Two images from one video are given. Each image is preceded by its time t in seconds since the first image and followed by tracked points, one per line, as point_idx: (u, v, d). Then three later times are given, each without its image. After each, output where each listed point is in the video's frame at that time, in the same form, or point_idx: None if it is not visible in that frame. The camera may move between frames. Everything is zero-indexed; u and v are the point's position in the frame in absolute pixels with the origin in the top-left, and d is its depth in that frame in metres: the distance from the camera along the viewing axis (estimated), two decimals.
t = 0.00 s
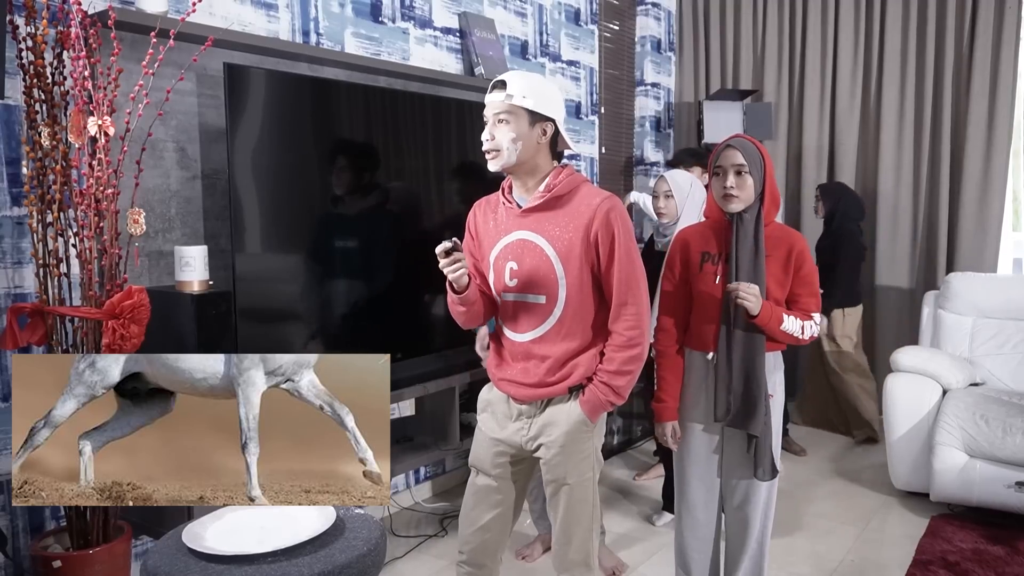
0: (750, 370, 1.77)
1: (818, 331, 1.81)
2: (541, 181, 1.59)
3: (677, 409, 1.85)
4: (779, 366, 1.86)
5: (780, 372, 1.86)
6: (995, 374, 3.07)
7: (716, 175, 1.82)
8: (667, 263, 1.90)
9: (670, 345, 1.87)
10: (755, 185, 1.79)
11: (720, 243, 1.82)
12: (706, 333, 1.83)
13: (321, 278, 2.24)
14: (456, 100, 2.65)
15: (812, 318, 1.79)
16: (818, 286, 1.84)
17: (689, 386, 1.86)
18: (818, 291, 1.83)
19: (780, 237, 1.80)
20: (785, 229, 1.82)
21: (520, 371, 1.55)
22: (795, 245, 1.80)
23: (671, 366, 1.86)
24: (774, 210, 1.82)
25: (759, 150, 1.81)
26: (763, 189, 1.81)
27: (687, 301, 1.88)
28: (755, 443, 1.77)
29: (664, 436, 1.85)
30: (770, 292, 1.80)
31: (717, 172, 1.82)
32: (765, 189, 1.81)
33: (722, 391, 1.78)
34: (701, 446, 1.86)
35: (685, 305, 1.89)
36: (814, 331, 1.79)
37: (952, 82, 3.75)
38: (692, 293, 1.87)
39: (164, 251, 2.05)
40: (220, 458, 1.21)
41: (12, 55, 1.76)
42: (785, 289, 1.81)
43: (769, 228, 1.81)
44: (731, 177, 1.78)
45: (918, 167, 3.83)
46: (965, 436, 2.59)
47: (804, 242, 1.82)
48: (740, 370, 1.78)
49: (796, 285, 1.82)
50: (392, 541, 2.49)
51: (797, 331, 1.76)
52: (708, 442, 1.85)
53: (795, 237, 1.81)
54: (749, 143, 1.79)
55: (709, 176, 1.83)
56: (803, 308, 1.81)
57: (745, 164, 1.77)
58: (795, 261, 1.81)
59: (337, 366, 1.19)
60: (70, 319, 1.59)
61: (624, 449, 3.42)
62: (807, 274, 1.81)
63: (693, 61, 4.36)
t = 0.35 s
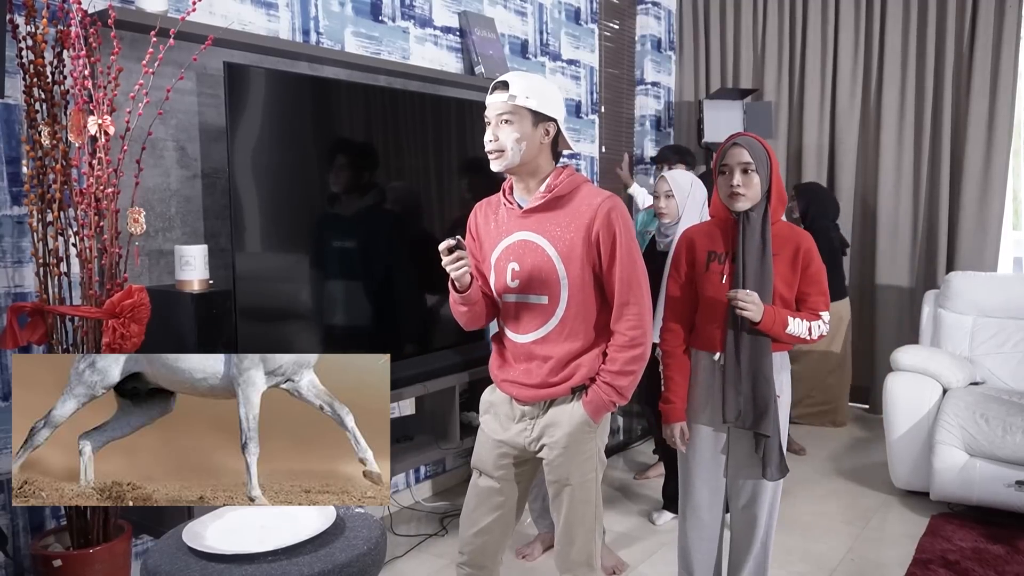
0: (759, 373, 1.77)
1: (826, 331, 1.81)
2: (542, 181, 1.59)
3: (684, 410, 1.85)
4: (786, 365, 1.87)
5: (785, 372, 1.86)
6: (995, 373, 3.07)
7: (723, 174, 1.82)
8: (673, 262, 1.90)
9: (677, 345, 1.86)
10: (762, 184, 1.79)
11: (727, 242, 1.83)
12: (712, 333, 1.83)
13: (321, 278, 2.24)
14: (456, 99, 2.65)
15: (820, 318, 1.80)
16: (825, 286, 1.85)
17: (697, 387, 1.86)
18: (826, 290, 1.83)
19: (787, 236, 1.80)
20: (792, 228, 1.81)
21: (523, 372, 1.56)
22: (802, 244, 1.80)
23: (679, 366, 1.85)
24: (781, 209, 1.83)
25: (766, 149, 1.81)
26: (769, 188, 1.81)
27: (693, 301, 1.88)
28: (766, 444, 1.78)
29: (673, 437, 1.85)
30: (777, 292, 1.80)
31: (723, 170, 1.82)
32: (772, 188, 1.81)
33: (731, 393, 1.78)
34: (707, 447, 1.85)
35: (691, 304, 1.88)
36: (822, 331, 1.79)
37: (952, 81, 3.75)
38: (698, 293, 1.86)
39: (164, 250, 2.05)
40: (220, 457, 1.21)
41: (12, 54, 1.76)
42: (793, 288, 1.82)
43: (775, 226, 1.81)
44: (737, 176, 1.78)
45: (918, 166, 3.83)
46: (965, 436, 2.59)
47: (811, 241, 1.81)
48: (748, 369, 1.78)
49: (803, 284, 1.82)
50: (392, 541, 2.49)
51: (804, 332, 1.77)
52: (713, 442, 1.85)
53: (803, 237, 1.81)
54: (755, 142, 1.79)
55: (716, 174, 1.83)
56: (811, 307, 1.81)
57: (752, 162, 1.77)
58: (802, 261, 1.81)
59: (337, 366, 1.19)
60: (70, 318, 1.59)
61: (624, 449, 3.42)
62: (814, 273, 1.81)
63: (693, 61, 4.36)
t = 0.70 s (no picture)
0: (766, 371, 1.77)
1: (834, 331, 1.80)
2: (545, 181, 1.58)
3: (690, 410, 1.85)
4: (793, 364, 1.86)
5: (792, 371, 1.85)
6: (998, 371, 3.06)
7: (731, 171, 1.82)
8: (679, 261, 1.90)
9: (683, 344, 1.87)
10: (770, 181, 1.78)
11: (734, 240, 1.83)
12: (718, 332, 1.83)
13: (324, 277, 2.24)
14: (458, 98, 2.65)
15: (829, 318, 1.79)
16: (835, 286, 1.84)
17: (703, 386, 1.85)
18: (835, 290, 1.82)
19: (795, 235, 1.79)
20: (800, 227, 1.81)
21: (527, 371, 1.56)
22: (810, 243, 1.79)
23: (684, 364, 1.86)
24: (790, 207, 1.82)
25: (775, 148, 1.80)
26: (777, 186, 1.80)
27: (700, 300, 1.88)
28: (770, 444, 1.77)
29: (678, 436, 1.85)
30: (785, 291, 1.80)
31: (731, 168, 1.82)
32: (780, 187, 1.80)
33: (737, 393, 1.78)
34: (712, 446, 1.85)
35: (697, 304, 1.88)
36: (830, 331, 1.78)
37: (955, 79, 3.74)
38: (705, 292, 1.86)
39: (166, 248, 2.05)
40: (220, 457, 1.21)
41: (14, 53, 1.76)
42: (801, 288, 1.81)
43: (784, 225, 1.81)
44: (745, 174, 1.78)
45: (921, 164, 3.82)
46: (967, 434, 2.58)
47: (820, 240, 1.81)
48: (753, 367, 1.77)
49: (811, 284, 1.82)
50: (394, 539, 2.49)
51: (811, 332, 1.76)
52: (717, 441, 1.85)
53: (811, 236, 1.81)
54: (764, 139, 1.79)
55: (724, 173, 1.83)
56: (819, 307, 1.80)
57: (760, 160, 1.77)
58: (810, 261, 1.80)
59: (337, 366, 1.19)
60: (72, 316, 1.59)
61: (625, 447, 3.42)
62: (822, 272, 1.80)
63: (695, 59, 4.36)
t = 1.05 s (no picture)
0: (773, 374, 1.76)
1: (842, 333, 1.79)
2: (550, 181, 1.59)
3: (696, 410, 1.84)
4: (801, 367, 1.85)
5: (799, 373, 1.85)
6: (1005, 372, 3.04)
7: (740, 171, 1.81)
8: (687, 262, 1.90)
9: (690, 343, 1.86)
10: (780, 182, 1.77)
11: (743, 241, 1.82)
12: (727, 332, 1.82)
13: (330, 277, 2.25)
14: (463, 98, 2.65)
15: (837, 320, 1.78)
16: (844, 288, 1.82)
17: (710, 386, 1.85)
18: (844, 292, 1.81)
19: (804, 237, 1.79)
20: (810, 228, 1.80)
21: (531, 371, 1.56)
22: (819, 245, 1.79)
23: (692, 364, 1.85)
24: (799, 208, 1.81)
25: (785, 148, 1.80)
26: (787, 187, 1.80)
27: (706, 300, 1.87)
28: (776, 445, 1.77)
29: (685, 436, 1.84)
30: (792, 292, 1.79)
31: (740, 168, 1.81)
32: (790, 187, 1.80)
33: (743, 394, 1.76)
34: (717, 446, 1.85)
35: (705, 305, 1.87)
36: (837, 333, 1.77)
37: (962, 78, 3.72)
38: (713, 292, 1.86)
39: (172, 248, 2.05)
40: (220, 457, 1.22)
41: (21, 53, 1.77)
42: (809, 289, 1.80)
43: (793, 227, 1.80)
44: (754, 174, 1.77)
45: (927, 163, 3.81)
46: (974, 435, 2.57)
47: (829, 242, 1.80)
48: (761, 370, 1.76)
49: (820, 286, 1.81)
50: (400, 539, 2.49)
51: (819, 334, 1.75)
52: (724, 442, 1.84)
53: (820, 237, 1.80)
54: (774, 139, 1.78)
55: (733, 172, 1.83)
56: (828, 310, 1.79)
57: (770, 160, 1.76)
58: (819, 262, 1.80)
59: (339, 366, 1.19)
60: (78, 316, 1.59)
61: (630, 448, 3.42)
62: (831, 274, 1.79)
63: (701, 59, 4.35)
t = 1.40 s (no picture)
0: (773, 374, 1.76)
1: (842, 334, 1.79)
2: (551, 182, 1.59)
3: (696, 410, 1.85)
4: (801, 368, 1.85)
5: (800, 374, 1.85)
6: (1007, 373, 3.04)
7: (739, 172, 1.81)
8: (687, 262, 1.90)
9: (690, 344, 1.86)
10: (779, 183, 1.77)
11: (742, 242, 1.82)
12: (727, 333, 1.82)
13: (332, 277, 2.25)
14: (466, 98, 2.65)
15: (837, 321, 1.77)
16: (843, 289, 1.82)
17: (710, 387, 1.85)
18: (844, 293, 1.81)
19: (805, 237, 1.78)
20: (810, 229, 1.80)
21: (532, 371, 1.56)
22: (819, 245, 1.78)
23: (692, 364, 1.86)
24: (799, 208, 1.81)
25: (785, 148, 1.79)
26: (787, 188, 1.80)
27: (706, 300, 1.87)
28: (776, 446, 1.77)
29: (685, 436, 1.84)
30: (792, 293, 1.79)
31: (739, 168, 1.81)
32: (790, 188, 1.79)
33: (741, 394, 1.77)
34: (719, 447, 1.85)
35: (705, 305, 1.87)
36: (837, 333, 1.77)
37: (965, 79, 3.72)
38: (713, 292, 1.86)
39: (175, 249, 2.06)
40: (220, 457, 1.22)
41: (25, 54, 1.77)
42: (808, 290, 1.80)
43: (793, 227, 1.79)
44: (754, 175, 1.77)
45: (931, 164, 3.80)
46: (977, 436, 2.57)
47: (829, 243, 1.80)
48: (761, 371, 1.77)
49: (820, 286, 1.81)
50: (401, 539, 2.49)
51: (819, 335, 1.75)
52: (724, 442, 1.84)
53: (820, 238, 1.79)
54: (773, 140, 1.78)
55: (732, 173, 1.83)
56: (827, 310, 1.79)
57: (769, 161, 1.76)
58: (818, 263, 1.79)
59: (339, 366, 1.19)
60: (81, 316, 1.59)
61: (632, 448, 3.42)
62: (831, 274, 1.79)
63: (703, 60, 4.34)
